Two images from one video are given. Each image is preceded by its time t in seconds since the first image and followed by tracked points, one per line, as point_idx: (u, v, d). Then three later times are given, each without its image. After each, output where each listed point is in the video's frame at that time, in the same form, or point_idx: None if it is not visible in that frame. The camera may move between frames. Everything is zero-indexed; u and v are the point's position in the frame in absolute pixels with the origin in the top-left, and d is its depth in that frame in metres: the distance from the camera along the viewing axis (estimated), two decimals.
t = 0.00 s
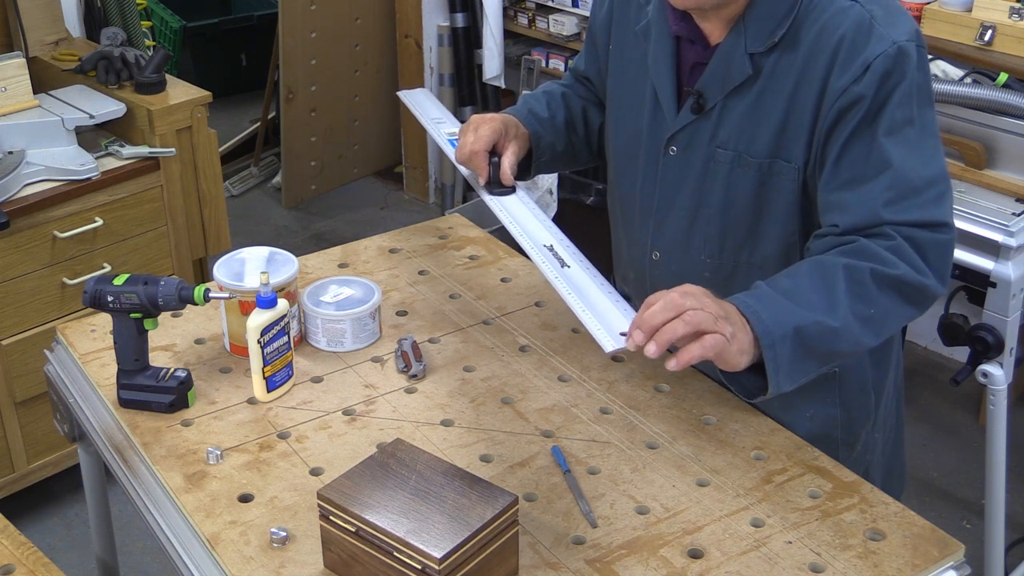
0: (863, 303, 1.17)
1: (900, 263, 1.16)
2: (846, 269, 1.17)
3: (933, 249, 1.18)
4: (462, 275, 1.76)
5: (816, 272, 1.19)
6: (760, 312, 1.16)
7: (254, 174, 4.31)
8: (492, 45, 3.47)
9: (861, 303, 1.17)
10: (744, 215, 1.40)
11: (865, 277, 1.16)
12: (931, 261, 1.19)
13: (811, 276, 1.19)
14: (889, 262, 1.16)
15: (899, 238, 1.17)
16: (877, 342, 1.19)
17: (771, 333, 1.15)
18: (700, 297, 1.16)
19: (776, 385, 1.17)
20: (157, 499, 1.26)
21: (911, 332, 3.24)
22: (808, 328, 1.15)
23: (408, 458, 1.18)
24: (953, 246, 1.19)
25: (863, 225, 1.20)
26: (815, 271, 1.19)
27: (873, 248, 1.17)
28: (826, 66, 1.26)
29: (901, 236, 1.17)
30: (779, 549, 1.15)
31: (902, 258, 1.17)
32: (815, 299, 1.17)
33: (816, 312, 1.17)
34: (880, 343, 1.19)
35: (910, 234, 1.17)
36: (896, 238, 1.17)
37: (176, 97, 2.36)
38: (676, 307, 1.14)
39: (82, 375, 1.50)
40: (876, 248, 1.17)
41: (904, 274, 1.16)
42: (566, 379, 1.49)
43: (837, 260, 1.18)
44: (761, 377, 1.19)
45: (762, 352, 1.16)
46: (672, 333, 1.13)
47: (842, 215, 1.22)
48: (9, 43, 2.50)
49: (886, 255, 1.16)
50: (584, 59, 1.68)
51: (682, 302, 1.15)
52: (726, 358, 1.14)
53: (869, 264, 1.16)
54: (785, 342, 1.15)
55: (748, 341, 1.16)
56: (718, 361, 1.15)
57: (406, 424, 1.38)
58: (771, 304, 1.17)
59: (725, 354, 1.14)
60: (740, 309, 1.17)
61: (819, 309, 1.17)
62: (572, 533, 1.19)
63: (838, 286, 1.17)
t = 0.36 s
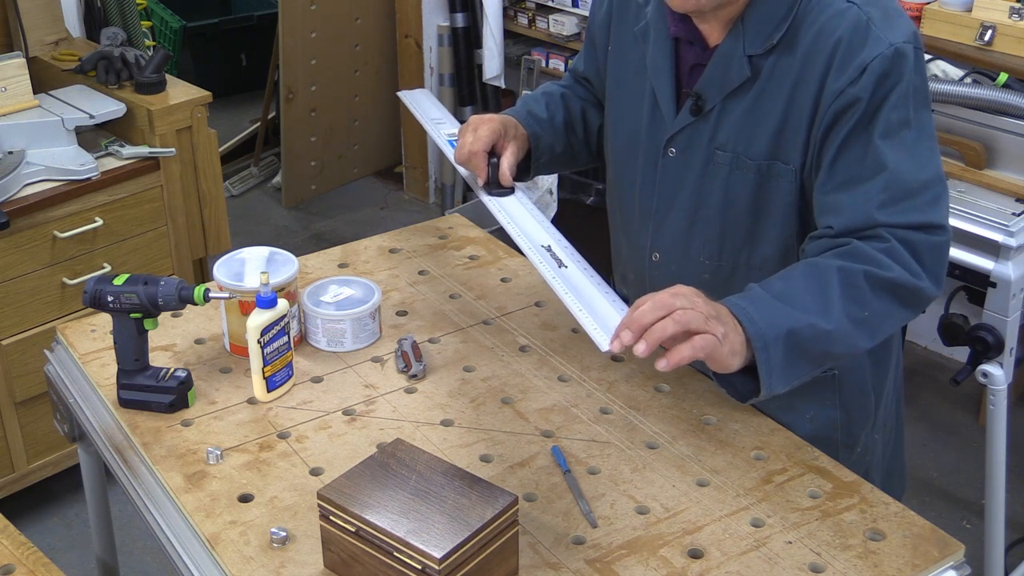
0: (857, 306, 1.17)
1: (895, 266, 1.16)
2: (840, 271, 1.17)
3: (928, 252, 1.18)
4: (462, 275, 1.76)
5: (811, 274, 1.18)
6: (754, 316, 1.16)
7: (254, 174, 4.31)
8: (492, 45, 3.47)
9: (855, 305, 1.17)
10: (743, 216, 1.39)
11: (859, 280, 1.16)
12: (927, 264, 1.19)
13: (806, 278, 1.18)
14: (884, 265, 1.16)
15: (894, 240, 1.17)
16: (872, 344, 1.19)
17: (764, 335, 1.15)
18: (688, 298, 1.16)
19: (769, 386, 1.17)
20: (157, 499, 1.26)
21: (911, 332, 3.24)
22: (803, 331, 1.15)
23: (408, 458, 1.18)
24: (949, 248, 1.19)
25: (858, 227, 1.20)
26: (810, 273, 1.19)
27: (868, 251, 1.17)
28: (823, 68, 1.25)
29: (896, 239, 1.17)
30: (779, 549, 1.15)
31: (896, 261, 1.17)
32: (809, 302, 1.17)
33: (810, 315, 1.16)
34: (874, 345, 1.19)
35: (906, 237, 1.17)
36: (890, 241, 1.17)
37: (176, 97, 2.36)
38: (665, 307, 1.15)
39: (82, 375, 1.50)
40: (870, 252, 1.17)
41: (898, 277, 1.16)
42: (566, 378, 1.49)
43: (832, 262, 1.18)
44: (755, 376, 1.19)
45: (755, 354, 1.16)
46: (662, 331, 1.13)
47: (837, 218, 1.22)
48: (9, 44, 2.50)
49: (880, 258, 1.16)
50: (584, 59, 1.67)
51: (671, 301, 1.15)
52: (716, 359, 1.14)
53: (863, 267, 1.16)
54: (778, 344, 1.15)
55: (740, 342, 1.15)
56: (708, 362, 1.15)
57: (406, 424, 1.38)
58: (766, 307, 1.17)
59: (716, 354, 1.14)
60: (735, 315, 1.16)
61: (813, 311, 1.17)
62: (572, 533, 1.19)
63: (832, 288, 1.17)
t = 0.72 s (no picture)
0: (859, 312, 1.17)
1: (896, 271, 1.16)
2: (842, 277, 1.17)
3: (930, 256, 1.18)
4: (462, 275, 1.76)
5: (814, 281, 1.19)
6: (760, 325, 1.16)
7: (254, 174, 4.31)
8: (492, 45, 3.47)
9: (857, 311, 1.17)
10: (742, 218, 1.39)
11: (861, 285, 1.17)
12: (928, 269, 1.19)
13: (809, 285, 1.19)
14: (885, 271, 1.16)
15: (895, 245, 1.17)
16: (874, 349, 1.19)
17: (767, 342, 1.15)
18: (694, 302, 1.15)
19: (772, 392, 1.17)
20: (157, 499, 1.26)
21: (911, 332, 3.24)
22: (806, 338, 1.16)
23: (408, 458, 1.18)
24: (950, 253, 1.19)
25: (859, 231, 1.20)
26: (812, 280, 1.19)
27: (869, 257, 1.17)
28: (824, 71, 1.25)
29: (897, 244, 1.17)
30: (779, 549, 1.15)
31: (898, 267, 1.17)
32: (812, 310, 1.17)
33: (813, 322, 1.17)
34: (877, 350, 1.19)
35: (907, 241, 1.17)
36: (892, 246, 1.17)
37: (176, 97, 2.36)
38: (672, 311, 1.13)
39: (82, 375, 1.50)
40: (872, 257, 1.17)
41: (900, 283, 1.16)
42: (566, 379, 1.49)
43: (834, 268, 1.18)
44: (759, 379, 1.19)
45: (759, 360, 1.16)
46: (671, 335, 1.11)
47: (838, 221, 1.22)
48: (9, 44, 2.49)
49: (882, 264, 1.17)
50: (583, 60, 1.68)
51: (678, 305, 1.14)
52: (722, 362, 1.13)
53: (865, 273, 1.17)
54: (782, 351, 1.16)
55: (746, 347, 1.15)
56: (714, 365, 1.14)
57: (406, 424, 1.38)
58: (770, 315, 1.17)
59: (722, 357, 1.13)
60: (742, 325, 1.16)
61: (816, 319, 1.17)
62: (572, 533, 1.19)
63: (834, 295, 1.17)
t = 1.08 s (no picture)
0: (878, 328, 1.14)
1: (913, 285, 1.14)
2: (861, 297, 1.14)
3: (945, 266, 1.15)
4: (462, 275, 1.76)
5: (832, 301, 1.15)
6: (784, 355, 1.12)
7: (254, 174, 4.31)
8: (492, 45, 3.47)
9: (876, 327, 1.14)
10: (745, 221, 1.37)
11: (880, 304, 1.13)
12: (943, 278, 1.16)
13: (827, 305, 1.15)
14: (904, 288, 1.14)
15: (910, 257, 1.14)
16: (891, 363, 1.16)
17: (793, 374, 1.11)
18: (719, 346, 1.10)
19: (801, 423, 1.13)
20: (157, 499, 1.26)
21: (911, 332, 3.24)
22: (829, 365, 1.12)
23: (408, 458, 1.18)
24: (964, 262, 1.16)
25: (873, 245, 1.17)
26: (830, 301, 1.15)
27: (884, 270, 1.15)
28: (829, 76, 1.22)
29: (912, 256, 1.14)
30: (779, 549, 1.15)
31: (914, 280, 1.14)
32: (834, 333, 1.14)
33: (836, 347, 1.13)
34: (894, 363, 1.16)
35: (919, 251, 1.14)
36: (907, 258, 1.14)
37: (176, 97, 2.36)
38: (702, 359, 1.08)
39: (83, 375, 1.50)
40: (890, 272, 1.14)
41: (916, 297, 1.13)
42: (566, 379, 1.49)
43: (853, 289, 1.15)
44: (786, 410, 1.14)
45: (785, 393, 1.11)
46: (703, 385, 1.07)
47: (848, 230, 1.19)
48: (9, 44, 2.49)
49: (899, 279, 1.14)
50: (584, 64, 1.67)
51: (707, 353, 1.09)
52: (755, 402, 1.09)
53: (884, 291, 1.14)
54: (807, 381, 1.11)
55: (774, 381, 1.11)
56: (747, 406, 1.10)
57: (406, 423, 1.38)
58: (791, 341, 1.13)
59: (753, 399, 1.09)
60: (769, 359, 1.12)
61: (837, 343, 1.13)
62: (572, 533, 1.19)
63: (854, 316, 1.14)
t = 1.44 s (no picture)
0: (886, 336, 1.14)
1: (917, 289, 1.14)
2: (871, 305, 1.14)
3: (950, 270, 1.15)
4: (462, 275, 1.76)
5: (841, 310, 1.15)
6: (797, 372, 1.11)
7: (254, 174, 4.31)
8: (492, 45, 3.47)
9: (884, 335, 1.14)
10: (746, 223, 1.36)
11: (890, 312, 1.14)
12: (948, 282, 1.16)
13: (837, 315, 1.15)
14: (908, 292, 1.14)
15: (918, 262, 1.15)
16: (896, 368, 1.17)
17: (805, 388, 1.11)
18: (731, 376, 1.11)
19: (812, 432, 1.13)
20: (157, 499, 1.26)
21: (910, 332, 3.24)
22: (841, 377, 1.12)
23: (408, 459, 1.18)
24: (968, 266, 1.17)
25: (879, 250, 1.17)
26: (840, 310, 1.15)
27: (893, 277, 1.14)
28: (832, 78, 1.22)
29: (919, 262, 1.15)
30: (779, 549, 1.15)
31: (921, 286, 1.14)
32: (845, 346, 1.14)
33: (849, 359, 1.13)
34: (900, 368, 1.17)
35: (925, 256, 1.15)
36: (914, 264, 1.15)
37: (176, 97, 2.36)
38: (714, 399, 1.10)
39: (83, 376, 1.50)
40: (897, 277, 1.14)
41: (923, 303, 1.14)
42: (566, 379, 1.49)
43: (862, 298, 1.14)
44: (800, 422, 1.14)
45: (798, 407, 1.12)
46: (714, 426, 1.09)
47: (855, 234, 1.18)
48: (9, 43, 2.49)
49: (906, 285, 1.14)
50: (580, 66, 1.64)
51: (719, 391, 1.10)
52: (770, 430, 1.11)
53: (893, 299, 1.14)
54: (820, 394, 1.11)
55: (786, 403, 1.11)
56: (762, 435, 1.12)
57: (406, 423, 1.38)
58: (804, 355, 1.13)
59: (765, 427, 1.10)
60: (779, 373, 1.12)
61: (847, 353, 1.13)
62: (572, 533, 1.19)
63: (864, 326, 1.14)
